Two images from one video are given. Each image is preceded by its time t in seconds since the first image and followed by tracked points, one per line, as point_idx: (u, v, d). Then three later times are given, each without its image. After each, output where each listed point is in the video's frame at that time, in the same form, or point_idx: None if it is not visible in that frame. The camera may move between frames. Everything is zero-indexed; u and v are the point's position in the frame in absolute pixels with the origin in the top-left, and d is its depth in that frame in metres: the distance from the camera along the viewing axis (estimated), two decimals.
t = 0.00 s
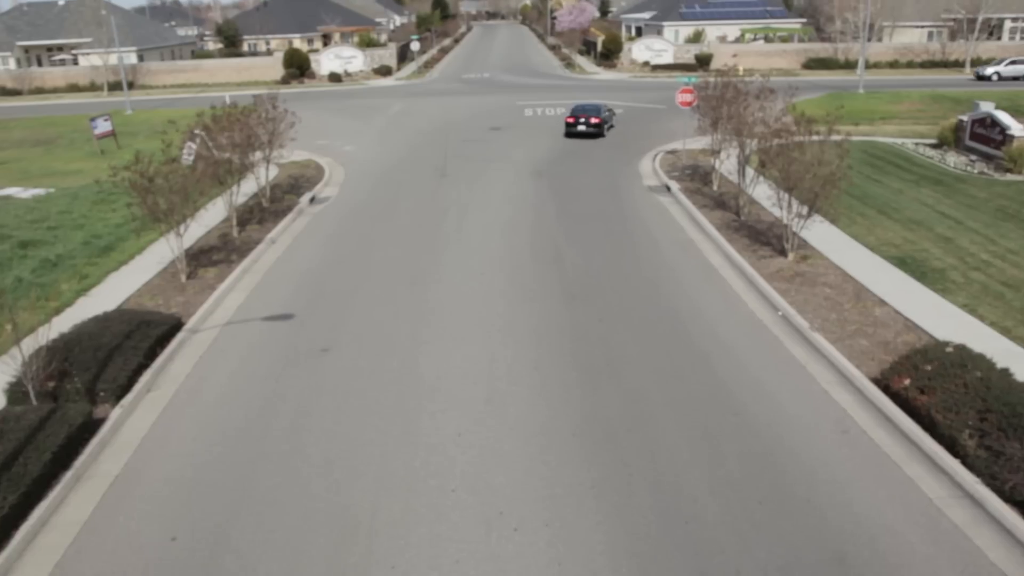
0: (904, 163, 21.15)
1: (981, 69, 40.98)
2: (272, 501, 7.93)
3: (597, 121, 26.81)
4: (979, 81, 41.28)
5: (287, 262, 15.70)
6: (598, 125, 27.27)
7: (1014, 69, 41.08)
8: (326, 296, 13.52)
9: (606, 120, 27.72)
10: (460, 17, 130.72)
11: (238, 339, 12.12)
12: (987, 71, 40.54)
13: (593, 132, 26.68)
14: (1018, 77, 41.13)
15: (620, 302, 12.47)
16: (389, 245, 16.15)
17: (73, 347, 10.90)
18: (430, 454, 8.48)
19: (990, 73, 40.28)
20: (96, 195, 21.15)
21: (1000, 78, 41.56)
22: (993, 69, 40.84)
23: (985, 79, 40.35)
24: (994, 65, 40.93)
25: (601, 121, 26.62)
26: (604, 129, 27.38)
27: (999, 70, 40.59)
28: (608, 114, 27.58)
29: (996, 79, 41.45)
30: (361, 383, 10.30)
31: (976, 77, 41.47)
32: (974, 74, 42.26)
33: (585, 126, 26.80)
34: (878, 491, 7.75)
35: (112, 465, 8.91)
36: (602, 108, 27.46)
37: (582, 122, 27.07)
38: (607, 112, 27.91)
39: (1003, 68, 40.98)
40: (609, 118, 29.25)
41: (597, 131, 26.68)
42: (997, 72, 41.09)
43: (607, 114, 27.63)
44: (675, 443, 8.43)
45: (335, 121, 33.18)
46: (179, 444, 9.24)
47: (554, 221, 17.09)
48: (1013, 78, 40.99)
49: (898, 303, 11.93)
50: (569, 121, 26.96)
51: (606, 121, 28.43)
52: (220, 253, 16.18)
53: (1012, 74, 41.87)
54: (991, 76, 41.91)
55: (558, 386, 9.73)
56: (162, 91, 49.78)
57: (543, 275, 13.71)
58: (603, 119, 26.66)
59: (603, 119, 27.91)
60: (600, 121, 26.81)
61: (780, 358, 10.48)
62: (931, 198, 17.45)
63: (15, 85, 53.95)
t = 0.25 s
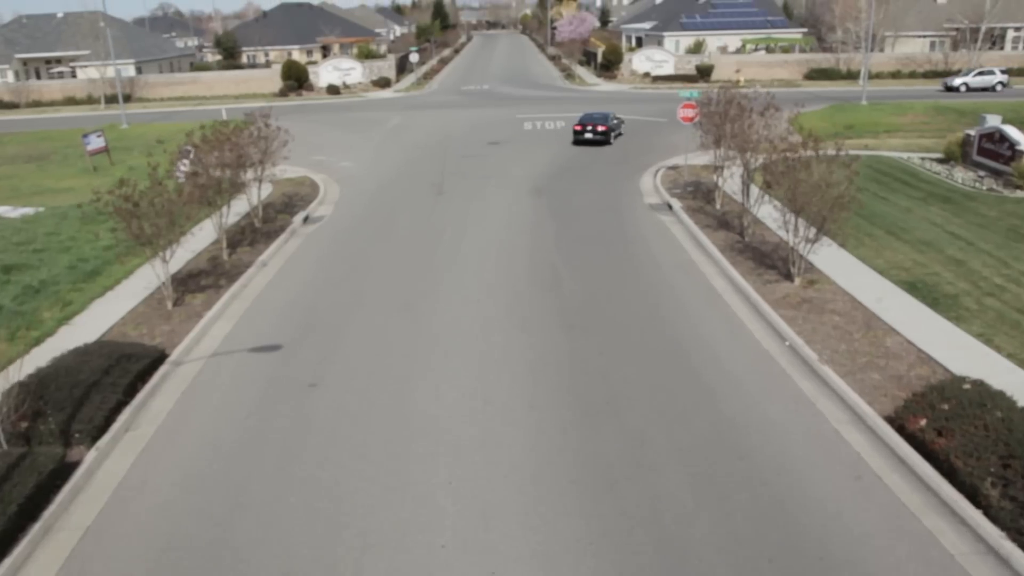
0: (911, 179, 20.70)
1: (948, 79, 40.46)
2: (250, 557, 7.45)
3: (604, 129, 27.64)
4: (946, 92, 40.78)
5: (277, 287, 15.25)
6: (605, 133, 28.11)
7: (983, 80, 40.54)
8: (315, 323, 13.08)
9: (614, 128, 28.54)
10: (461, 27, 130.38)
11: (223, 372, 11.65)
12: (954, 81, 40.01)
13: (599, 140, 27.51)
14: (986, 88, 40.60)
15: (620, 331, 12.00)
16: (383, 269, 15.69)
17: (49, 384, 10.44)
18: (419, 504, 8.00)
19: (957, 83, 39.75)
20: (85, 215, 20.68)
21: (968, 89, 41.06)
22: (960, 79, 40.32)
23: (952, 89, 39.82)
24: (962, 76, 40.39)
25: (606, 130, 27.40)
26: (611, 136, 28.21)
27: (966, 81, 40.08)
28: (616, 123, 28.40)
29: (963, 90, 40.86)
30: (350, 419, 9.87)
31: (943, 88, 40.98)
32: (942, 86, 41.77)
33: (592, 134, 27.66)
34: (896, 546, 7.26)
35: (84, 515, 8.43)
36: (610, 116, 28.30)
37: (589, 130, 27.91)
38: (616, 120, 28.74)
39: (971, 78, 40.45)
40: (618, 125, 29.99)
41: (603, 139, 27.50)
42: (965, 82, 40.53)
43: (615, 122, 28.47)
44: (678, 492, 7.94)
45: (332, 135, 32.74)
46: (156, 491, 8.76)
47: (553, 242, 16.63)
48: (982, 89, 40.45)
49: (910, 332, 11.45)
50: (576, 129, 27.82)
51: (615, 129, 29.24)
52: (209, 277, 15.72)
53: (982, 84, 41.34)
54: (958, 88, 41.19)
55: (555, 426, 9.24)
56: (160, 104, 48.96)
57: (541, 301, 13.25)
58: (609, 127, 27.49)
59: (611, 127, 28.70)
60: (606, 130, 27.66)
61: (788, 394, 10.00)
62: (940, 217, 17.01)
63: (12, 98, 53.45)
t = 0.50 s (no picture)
0: (916, 195, 20.19)
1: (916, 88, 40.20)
2: None
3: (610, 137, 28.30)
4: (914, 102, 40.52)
5: (264, 313, 14.76)
6: (611, 141, 28.83)
7: (951, 90, 40.28)
8: (300, 355, 12.59)
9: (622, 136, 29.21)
10: (460, 36, 129.94)
11: (202, 408, 11.17)
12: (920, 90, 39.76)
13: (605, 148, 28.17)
14: (956, 98, 40.31)
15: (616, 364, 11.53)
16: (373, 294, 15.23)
17: (17, 425, 9.96)
18: (402, 562, 7.52)
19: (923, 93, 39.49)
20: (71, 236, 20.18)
21: (936, 99, 40.85)
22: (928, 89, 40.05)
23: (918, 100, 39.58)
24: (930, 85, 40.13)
25: (612, 137, 28.01)
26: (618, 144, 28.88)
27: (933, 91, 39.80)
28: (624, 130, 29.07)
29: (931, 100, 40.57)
30: (331, 463, 9.37)
31: (911, 98, 40.72)
32: (911, 96, 41.53)
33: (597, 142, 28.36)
34: None
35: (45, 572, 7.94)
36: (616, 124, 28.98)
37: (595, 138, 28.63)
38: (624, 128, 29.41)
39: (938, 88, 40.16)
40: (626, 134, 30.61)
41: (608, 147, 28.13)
42: (933, 92, 40.29)
43: (622, 130, 29.10)
44: (677, 550, 7.48)
45: (328, 149, 32.25)
46: (124, 543, 8.27)
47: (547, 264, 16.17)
48: (950, 99, 40.19)
49: (919, 366, 10.97)
50: (582, 137, 28.55)
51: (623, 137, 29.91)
52: (193, 302, 15.22)
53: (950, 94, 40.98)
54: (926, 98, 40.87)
55: (547, 474, 8.75)
56: (158, 116, 47.82)
57: (534, 331, 12.76)
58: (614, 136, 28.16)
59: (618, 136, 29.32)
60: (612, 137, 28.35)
61: (792, 435, 9.51)
62: (947, 237, 16.52)
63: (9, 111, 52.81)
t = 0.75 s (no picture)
0: (918, 212, 19.70)
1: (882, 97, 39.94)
2: None
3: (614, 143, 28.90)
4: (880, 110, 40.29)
5: (245, 342, 14.24)
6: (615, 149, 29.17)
7: (918, 99, 39.88)
8: (279, 390, 12.07)
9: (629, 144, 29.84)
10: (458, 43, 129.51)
11: (173, 449, 10.65)
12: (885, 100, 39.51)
13: (607, 154, 28.76)
14: (922, 107, 40.06)
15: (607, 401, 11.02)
16: (358, 321, 14.72)
17: None
18: None
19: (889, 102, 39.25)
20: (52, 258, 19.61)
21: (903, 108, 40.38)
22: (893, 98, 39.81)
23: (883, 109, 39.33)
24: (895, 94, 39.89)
25: (615, 144, 28.55)
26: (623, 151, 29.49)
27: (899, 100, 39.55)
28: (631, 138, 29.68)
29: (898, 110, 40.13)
30: (303, 513, 8.86)
31: (878, 106, 40.46)
32: (879, 106, 41.29)
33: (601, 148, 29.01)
34: None
35: None
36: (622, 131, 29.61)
37: (599, 145, 29.14)
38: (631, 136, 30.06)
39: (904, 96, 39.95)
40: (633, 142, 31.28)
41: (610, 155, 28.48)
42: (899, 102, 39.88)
43: (628, 138, 29.70)
44: None
45: (321, 163, 31.67)
46: None
47: (539, 288, 15.65)
48: (917, 108, 39.80)
49: (925, 403, 10.45)
50: (586, 144, 29.17)
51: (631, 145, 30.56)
52: (171, 330, 14.66)
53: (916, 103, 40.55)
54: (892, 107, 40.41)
55: (530, 528, 8.24)
56: (151, 128, 46.23)
57: (523, 363, 12.23)
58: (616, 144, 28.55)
59: (625, 144, 29.94)
60: (616, 144, 28.97)
61: (790, 481, 8.98)
62: (951, 258, 16.00)
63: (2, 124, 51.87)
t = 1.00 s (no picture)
0: (919, 228, 19.17)
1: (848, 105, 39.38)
2: None
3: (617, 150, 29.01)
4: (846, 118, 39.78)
5: (221, 372, 13.72)
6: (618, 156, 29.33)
7: (884, 108, 39.44)
8: (252, 428, 11.54)
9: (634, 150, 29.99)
10: (457, 49, 129.03)
11: (136, 493, 10.11)
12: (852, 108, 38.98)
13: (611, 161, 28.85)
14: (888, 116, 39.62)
15: (593, 439, 10.49)
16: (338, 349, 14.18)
17: None
18: None
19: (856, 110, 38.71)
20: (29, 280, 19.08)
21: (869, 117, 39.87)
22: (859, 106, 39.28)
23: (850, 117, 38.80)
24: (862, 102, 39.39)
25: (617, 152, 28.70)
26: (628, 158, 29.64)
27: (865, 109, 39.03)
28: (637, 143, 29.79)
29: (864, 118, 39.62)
30: (268, 568, 8.35)
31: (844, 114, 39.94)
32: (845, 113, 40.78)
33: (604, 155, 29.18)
34: None
35: None
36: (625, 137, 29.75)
37: (602, 151, 29.30)
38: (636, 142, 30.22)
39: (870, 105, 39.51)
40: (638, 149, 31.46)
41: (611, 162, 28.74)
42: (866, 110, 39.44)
43: (633, 145, 29.83)
44: None
45: (311, 175, 31.10)
46: None
47: (526, 313, 15.12)
48: (883, 116, 39.34)
49: (927, 443, 9.92)
50: (589, 151, 29.36)
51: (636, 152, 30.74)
52: (145, 359, 14.13)
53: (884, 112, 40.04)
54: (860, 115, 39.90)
55: None
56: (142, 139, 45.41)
57: (507, 398, 11.71)
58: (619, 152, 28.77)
59: (628, 152, 30.06)
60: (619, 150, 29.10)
61: (784, 531, 8.45)
62: (953, 279, 15.50)
63: None
